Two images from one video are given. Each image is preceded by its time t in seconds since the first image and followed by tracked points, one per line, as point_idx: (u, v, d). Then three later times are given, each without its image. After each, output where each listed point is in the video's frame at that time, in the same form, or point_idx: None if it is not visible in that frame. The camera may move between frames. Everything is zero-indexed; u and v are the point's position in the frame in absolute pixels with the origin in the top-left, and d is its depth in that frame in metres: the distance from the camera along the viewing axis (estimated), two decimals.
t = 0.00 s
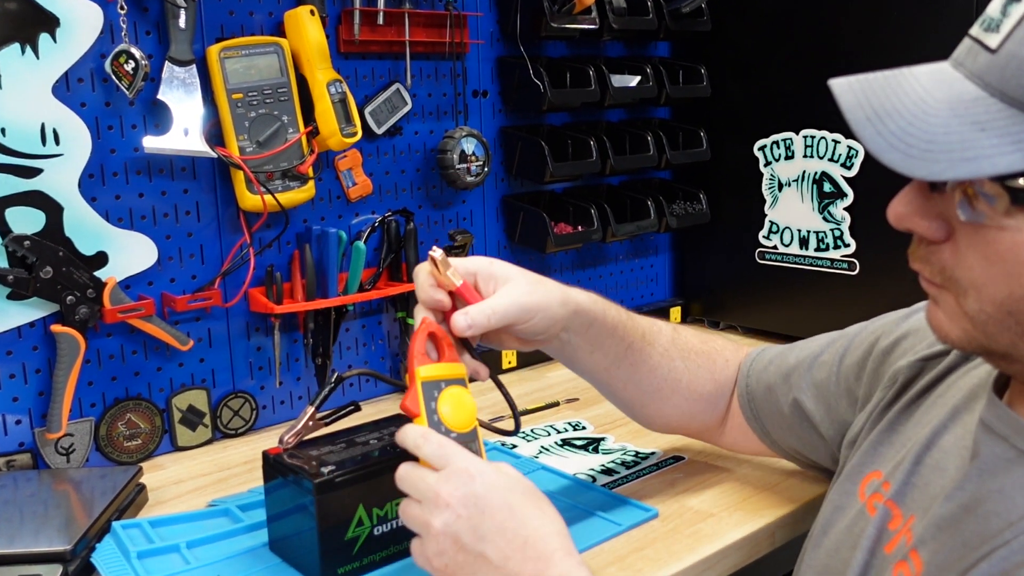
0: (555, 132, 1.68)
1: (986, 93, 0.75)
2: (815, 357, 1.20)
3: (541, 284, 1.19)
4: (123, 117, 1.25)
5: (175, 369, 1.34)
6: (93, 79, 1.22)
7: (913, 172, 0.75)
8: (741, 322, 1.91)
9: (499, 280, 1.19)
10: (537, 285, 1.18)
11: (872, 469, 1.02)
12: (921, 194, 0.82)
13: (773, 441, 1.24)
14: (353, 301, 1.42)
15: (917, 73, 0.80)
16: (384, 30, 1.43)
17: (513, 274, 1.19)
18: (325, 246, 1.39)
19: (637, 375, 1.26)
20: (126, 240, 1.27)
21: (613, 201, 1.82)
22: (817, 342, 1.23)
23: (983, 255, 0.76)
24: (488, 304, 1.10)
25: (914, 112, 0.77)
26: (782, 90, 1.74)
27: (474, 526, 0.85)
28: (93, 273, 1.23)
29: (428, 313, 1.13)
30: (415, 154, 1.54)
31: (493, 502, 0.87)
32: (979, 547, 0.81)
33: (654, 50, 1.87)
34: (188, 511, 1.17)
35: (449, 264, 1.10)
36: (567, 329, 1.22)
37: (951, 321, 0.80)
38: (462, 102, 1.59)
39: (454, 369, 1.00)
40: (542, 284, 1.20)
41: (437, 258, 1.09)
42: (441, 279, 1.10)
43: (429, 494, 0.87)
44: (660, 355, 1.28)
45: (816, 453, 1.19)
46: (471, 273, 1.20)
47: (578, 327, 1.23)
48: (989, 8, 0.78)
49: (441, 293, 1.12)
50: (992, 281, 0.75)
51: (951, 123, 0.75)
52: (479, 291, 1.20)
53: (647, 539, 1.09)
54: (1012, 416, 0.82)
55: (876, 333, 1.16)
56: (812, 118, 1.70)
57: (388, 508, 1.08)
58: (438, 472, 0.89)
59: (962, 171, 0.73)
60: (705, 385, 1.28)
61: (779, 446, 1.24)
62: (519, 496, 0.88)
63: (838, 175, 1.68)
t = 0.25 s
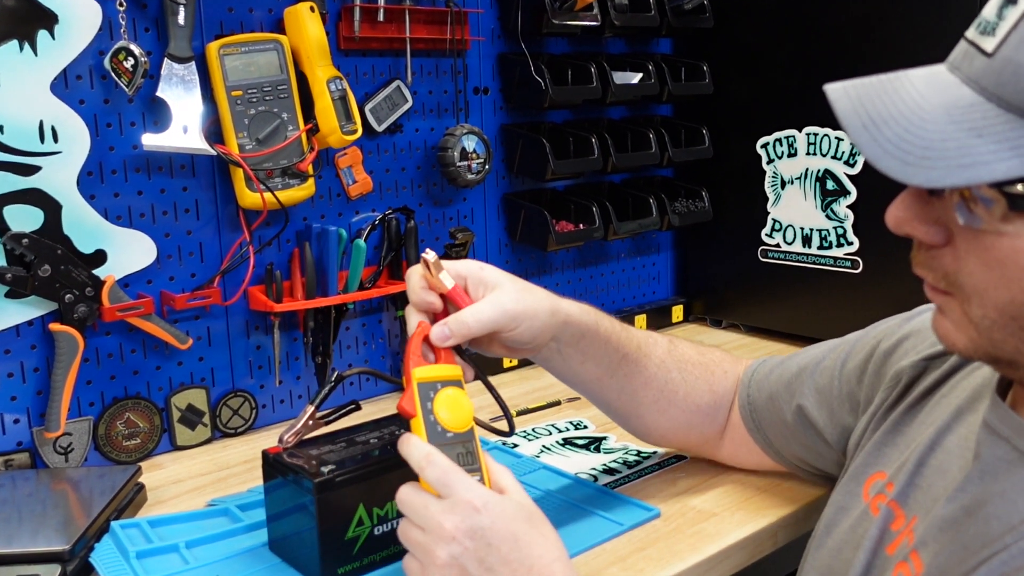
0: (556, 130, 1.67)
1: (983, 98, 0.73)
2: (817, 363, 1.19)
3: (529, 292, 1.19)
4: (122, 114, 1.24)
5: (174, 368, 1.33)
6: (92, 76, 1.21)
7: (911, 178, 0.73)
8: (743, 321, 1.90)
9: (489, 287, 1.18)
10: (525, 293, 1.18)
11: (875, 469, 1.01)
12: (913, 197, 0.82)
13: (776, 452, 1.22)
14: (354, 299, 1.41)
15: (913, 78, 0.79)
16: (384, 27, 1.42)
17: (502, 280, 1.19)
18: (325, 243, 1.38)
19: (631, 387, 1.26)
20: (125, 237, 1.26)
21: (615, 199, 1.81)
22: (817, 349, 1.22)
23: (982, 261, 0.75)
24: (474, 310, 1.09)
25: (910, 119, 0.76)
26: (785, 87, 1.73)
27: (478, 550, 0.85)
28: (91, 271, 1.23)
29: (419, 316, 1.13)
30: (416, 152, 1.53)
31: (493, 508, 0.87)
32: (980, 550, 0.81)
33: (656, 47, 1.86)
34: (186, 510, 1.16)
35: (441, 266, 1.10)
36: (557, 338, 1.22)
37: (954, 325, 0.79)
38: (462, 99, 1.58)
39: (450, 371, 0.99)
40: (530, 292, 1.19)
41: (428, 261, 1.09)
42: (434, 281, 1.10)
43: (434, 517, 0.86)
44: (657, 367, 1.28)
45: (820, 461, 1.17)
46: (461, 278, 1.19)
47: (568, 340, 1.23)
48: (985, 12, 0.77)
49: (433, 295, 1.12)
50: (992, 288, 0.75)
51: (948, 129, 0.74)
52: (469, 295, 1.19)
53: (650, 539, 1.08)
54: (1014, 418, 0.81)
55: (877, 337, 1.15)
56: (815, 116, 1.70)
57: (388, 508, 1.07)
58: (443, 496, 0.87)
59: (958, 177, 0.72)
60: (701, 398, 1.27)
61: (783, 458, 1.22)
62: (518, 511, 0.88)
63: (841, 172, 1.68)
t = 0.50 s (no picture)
0: (557, 127, 1.66)
1: (964, 103, 0.72)
2: (813, 369, 1.18)
3: (531, 298, 1.18)
4: (120, 111, 1.24)
5: (173, 366, 1.32)
6: (90, 73, 1.20)
7: (894, 184, 0.73)
8: (745, 319, 1.89)
9: (490, 292, 1.18)
10: (525, 299, 1.16)
11: (874, 472, 1.00)
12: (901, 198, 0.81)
13: (775, 462, 1.20)
14: (354, 298, 1.40)
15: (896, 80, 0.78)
16: (384, 24, 1.41)
17: (504, 285, 1.17)
18: (325, 241, 1.37)
19: (632, 398, 1.24)
20: (123, 235, 1.25)
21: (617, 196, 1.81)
22: (811, 357, 1.21)
23: (968, 262, 0.74)
24: (475, 314, 1.09)
25: (893, 124, 0.75)
26: (787, 85, 1.72)
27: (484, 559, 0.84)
28: (90, 269, 1.22)
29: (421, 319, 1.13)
30: (416, 149, 1.52)
31: (494, 512, 0.86)
32: (979, 552, 0.81)
33: (658, 43, 1.85)
34: (185, 510, 1.16)
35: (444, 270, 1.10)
36: (558, 347, 1.20)
37: (946, 328, 0.79)
38: (463, 96, 1.57)
39: (451, 375, 0.99)
40: (531, 299, 1.18)
41: (433, 263, 1.09)
42: (436, 284, 1.10)
43: (442, 526, 0.85)
44: (658, 376, 1.27)
45: (819, 469, 1.16)
46: (464, 282, 1.19)
47: (569, 349, 1.22)
48: (968, 12, 0.75)
49: (435, 298, 1.12)
50: (982, 290, 0.74)
51: (929, 135, 0.73)
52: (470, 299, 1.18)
53: (651, 539, 1.07)
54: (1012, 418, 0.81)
55: (871, 342, 1.15)
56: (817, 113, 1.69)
57: (388, 507, 1.07)
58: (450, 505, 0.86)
59: (939, 183, 0.71)
60: (701, 408, 1.26)
61: (783, 469, 1.20)
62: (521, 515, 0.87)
63: (844, 170, 1.67)
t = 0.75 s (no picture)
0: (558, 124, 1.65)
1: (943, 107, 0.73)
2: (811, 367, 1.17)
3: (526, 297, 1.17)
4: (119, 109, 1.23)
5: (172, 365, 1.31)
6: (89, 70, 1.20)
7: (874, 188, 0.74)
8: (748, 318, 1.88)
9: (486, 289, 1.17)
10: (520, 298, 1.15)
11: (873, 472, 1.00)
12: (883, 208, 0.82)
13: (774, 461, 1.20)
14: (354, 296, 1.39)
15: (877, 88, 0.79)
16: (385, 21, 1.40)
17: (499, 283, 1.17)
18: (325, 239, 1.36)
19: (628, 398, 1.23)
20: (122, 234, 1.24)
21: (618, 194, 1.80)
22: (810, 355, 1.21)
23: (956, 266, 0.75)
24: (469, 310, 1.07)
25: (873, 129, 0.76)
26: (790, 82, 1.71)
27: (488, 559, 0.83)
28: (88, 268, 1.21)
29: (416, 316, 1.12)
30: (417, 147, 1.52)
31: (495, 514, 0.85)
32: (981, 554, 0.80)
33: (659, 40, 1.84)
34: (184, 510, 1.15)
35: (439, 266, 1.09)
36: (552, 347, 1.19)
37: (942, 332, 0.80)
38: (464, 94, 1.56)
39: (448, 371, 0.98)
40: (527, 298, 1.17)
41: (428, 261, 1.08)
42: (431, 280, 1.09)
43: (446, 525, 0.85)
44: (654, 377, 1.26)
45: (819, 468, 1.15)
46: (458, 279, 1.18)
47: (565, 349, 1.20)
48: (945, 20, 0.77)
49: (429, 294, 1.11)
50: (971, 292, 0.75)
51: (908, 138, 0.74)
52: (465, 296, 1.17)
53: (653, 539, 1.06)
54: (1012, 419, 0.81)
55: (869, 340, 1.14)
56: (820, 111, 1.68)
57: (388, 507, 1.06)
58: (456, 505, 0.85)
59: (921, 187, 0.71)
60: (699, 408, 1.25)
61: (783, 468, 1.20)
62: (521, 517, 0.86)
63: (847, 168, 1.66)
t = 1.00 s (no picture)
0: (560, 122, 1.64)
1: (941, 102, 0.73)
2: (813, 365, 1.16)
3: (532, 287, 1.16)
4: (118, 106, 1.22)
5: (170, 364, 1.31)
6: (88, 67, 1.19)
7: (871, 182, 0.73)
8: (750, 316, 1.87)
9: (492, 275, 1.16)
10: (525, 287, 1.14)
11: (875, 472, 0.99)
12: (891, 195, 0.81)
13: (776, 459, 1.19)
14: (354, 294, 1.38)
15: (876, 81, 0.78)
16: (385, 18, 1.39)
17: (506, 270, 1.16)
18: (325, 238, 1.36)
19: (631, 393, 1.23)
20: (121, 231, 1.24)
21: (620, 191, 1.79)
22: (813, 353, 1.20)
23: (953, 259, 0.75)
24: (471, 293, 1.07)
25: (872, 123, 0.75)
26: (793, 78, 1.70)
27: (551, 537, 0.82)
28: (87, 266, 1.21)
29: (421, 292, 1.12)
30: (417, 145, 1.51)
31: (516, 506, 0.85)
32: (983, 556, 0.80)
33: (662, 37, 1.83)
34: (184, 509, 1.14)
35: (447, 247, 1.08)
36: (554, 340, 1.18)
37: (939, 320, 0.79)
38: (465, 91, 1.55)
39: (448, 350, 1.00)
40: (532, 288, 1.16)
41: (437, 242, 1.07)
42: (438, 260, 1.09)
43: (532, 492, 0.83)
44: (658, 374, 1.25)
45: (820, 467, 1.14)
46: (466, 261, 1.17)
47: (567, 343, 1.19)
48: (945, 16, 0.76)
49: (436, 274, 1.11)
50: (969, 287, 0.74)
51: (907, 133, 0.73)
52: (472, 279, 1.17)
53: (655, 539, 1.06)
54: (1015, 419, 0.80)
55: (872, 338, 1.13)
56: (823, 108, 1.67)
57: (389, 507, 1.05)
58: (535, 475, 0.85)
59: (918, 180, 0.71)
60: (702, 406, 1.25)
61: (784, 467, 1.19)
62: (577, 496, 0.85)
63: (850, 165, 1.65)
